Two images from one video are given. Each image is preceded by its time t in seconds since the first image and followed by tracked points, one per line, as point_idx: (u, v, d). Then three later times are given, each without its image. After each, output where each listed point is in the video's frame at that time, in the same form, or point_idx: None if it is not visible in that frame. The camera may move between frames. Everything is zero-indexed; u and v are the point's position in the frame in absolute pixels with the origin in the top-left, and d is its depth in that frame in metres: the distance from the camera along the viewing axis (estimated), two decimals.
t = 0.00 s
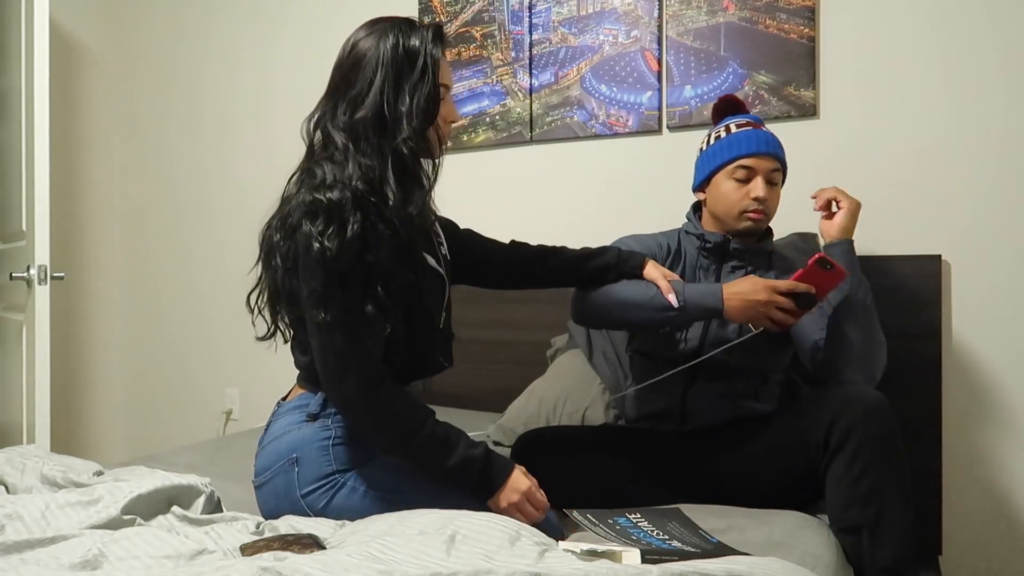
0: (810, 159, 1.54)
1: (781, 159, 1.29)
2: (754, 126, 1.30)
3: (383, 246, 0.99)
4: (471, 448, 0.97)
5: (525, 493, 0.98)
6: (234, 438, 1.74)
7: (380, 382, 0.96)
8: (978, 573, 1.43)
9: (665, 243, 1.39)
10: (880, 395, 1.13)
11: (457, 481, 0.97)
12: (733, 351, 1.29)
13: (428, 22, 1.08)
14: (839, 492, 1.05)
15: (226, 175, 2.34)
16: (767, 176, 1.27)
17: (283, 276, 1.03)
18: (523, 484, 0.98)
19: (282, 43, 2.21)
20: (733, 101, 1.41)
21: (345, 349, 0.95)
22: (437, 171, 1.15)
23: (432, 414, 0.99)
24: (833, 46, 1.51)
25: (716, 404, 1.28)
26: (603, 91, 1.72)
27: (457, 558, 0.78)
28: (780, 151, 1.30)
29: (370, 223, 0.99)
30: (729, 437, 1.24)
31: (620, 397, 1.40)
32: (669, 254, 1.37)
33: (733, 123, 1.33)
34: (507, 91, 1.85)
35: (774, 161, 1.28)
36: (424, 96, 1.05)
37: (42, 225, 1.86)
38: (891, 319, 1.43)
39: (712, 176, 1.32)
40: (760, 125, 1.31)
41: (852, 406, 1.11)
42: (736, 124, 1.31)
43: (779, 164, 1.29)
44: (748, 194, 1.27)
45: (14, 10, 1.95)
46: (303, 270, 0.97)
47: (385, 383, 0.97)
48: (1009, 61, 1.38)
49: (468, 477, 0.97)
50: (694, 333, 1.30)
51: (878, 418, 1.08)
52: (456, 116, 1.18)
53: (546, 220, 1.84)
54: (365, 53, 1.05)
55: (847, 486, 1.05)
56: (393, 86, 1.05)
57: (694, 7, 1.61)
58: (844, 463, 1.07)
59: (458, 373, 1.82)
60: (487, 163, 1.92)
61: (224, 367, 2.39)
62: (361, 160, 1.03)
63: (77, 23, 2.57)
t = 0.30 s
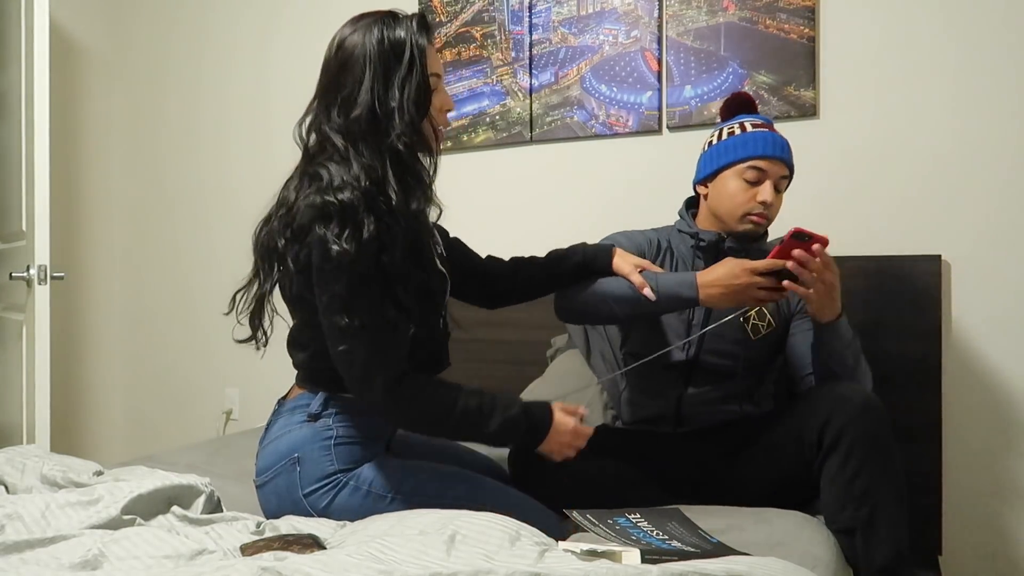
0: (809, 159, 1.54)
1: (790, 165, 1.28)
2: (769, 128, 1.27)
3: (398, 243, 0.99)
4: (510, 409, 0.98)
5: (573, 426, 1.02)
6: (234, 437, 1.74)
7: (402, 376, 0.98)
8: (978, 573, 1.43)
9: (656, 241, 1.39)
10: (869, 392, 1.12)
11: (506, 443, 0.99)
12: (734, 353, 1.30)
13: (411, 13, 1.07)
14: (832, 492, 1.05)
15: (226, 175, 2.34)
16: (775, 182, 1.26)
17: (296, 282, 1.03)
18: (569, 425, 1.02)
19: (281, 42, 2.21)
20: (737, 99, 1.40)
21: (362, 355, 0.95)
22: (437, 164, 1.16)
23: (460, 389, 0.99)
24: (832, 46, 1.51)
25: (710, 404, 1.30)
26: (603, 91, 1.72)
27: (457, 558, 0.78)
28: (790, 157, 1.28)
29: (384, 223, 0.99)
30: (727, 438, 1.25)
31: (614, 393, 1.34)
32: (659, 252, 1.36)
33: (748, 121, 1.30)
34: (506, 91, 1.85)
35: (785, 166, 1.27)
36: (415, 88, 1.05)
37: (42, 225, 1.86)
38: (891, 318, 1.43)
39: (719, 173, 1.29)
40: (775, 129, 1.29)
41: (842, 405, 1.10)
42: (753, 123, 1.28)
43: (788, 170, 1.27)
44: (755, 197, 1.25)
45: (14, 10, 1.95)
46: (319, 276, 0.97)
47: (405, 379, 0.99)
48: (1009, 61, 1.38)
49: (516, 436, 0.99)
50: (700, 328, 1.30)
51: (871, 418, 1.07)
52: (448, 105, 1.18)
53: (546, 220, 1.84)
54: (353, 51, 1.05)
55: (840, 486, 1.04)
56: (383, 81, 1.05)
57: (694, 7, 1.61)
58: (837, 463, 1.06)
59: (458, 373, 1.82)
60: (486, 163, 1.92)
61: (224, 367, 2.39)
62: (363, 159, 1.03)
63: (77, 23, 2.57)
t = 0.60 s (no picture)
0: (809, 159, 1.54)
1: (767, 162, 1.27)
2: (746, 124, 1.26)
3: (438, 237, 1.01)
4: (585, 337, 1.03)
5: (654, 319, 1.05)
6: (234, 437, 1.74)
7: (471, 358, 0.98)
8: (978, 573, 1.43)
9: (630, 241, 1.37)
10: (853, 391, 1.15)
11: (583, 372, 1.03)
12: (720, 355, 1.26)
13: (425, 7, 1.07)
14: (822, 498, 1.08)
15: (226, 175, 2.34)
16: (753, 179, 1.25)
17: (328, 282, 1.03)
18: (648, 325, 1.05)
19: (281, 42, 2.21)
20: (713, 90, 1.37)
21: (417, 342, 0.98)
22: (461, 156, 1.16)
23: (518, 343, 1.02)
24: (832, 46, 1.51)
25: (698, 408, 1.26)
26: (603, 91, 1.72)
27: (457, 558, 0.78)
28: (766, 152, 1.27)
29: (422, 218, 1.00)
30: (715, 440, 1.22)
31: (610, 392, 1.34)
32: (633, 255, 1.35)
33: (724, 116, 1.28)
34: (507, 91, 1.85)
35: (762, 163, 1.26)
36: (436, 81, 1.05)
37: (42, 225, 1.86)
38: (891, 318, 1.43)
39: (697, 170, 1.28)
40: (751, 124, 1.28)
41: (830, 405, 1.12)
42: (730, 118, 1.27)
43: (764, 166, 1.27)
44: (733, 195, 1.24)
45: (14, 10, 1.95)
46: (364, 274, 0.98)
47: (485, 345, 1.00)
48: (1009, 61, 1.38)
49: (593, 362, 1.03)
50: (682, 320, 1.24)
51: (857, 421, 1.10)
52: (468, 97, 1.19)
53: (546, 220, 1.84)
54: (370, 48, 1.05)
55: (829, 492, 1.08)
56: (402, 77, 1.04)
57: (694, 7, 1.61)
58: (824, 466, 1.09)
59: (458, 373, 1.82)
60: (486, 163, 1.92)
61: (224, 367, 2.39)
62: (390, 155, 1.03)
63: (77, 23, 2.57)
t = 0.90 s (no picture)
0: (809, 159, 1.54)
1: (771, 168, 1.28)
2: (752, 130, 1.25)
3: (450, 246, 1.01)
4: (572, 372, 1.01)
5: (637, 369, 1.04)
6: (234, 437, 1.74)
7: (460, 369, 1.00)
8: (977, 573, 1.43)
9: (625, 247, 1.35)
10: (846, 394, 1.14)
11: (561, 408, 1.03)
12: (722, 357, 1.24)
13: (454, 15, 1.09)
14: (820, 497, 1.06)
15: (226, 175, 2.34)
16: (761, 187, 1.26)
17: (333, 278, 1.03)
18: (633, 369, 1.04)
19: (281, 42, 2.21)
20: (704, 88, 1.34)
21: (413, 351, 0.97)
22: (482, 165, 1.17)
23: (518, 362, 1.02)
24: (832, 46, 1.51)
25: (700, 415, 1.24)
26: (603, 91, 1.72)
27: (457, 558, 0.78)
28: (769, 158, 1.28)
29: (436, 225, 1.00)
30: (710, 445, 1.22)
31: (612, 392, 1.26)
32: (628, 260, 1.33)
33: (730, 121, 1.26)
34: (507, 91, 1.85)
35: (768, 171, 1.27)
36: (460, 90, 1.07)
37: (43, 225, 1.86)
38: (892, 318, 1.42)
39: (703, 179, 1.26)
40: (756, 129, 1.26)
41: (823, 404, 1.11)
42: (738, 124, 1.25)
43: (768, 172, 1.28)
44: (742, 205, 1.25)
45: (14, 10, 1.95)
46: (369, 273, 0.98)
47: (473, 363, 1.01)
48: (1007, 62, 1.38)
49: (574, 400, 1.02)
50: (685, 324, 1.25)
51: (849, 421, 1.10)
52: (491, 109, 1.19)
53: (546, 220, 1.84)
54: (397, 53, 1.06)
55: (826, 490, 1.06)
56: (428, 83, 1.06)
57: (694, 7, 1.61)
58: (822, 466, 1.07)
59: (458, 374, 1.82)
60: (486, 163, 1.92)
61: (223, 367, 2.39)
62: (409, 159, 1.04)
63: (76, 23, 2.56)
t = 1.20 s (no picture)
0: (809, 159, 1.54)
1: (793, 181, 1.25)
2: (776, 141, 1.23)
3: (429, 263, 1.04)
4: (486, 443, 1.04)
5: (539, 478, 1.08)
6: (235, 437, 1.74)
7: (393, 393, 1.00)
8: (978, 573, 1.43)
9: (635, 247, 1.33)
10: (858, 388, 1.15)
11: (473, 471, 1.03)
12: (727, 364, 1.20)
13: (455, 29, 1.10)
14: (825, 497, 1.11)
15: (226, 174, 2.34)
16: (783, 202, 1.24)
17: (314, 284, 1.04)
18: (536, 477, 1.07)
19: (282, 42, 2.21)
20: (730, 89, 1.30)
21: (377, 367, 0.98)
22: (472, 174, 1.19)
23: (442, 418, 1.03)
24: (832, 46, 1.51)
25: (707, 420, 1.21)
26: (603, 91, 1.72)
27: (457, 558, 0.78)
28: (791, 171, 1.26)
29: (420, 241, 1.03)
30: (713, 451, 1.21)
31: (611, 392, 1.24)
32: (640, 262, 1.31)
33: (753, 130, 1.23)
34: (507, 91, 1.85)
35: (790, 184, 1.24)
36: (458, 105, 1.08)
37: (43, 224, 1.86)
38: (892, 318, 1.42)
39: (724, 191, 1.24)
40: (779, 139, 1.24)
41: (831, 405, 1.13)
42: (761, 134, 1.23)
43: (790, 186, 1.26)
44: (763, 220, 1.22)
45: (14, 10, 1.95)
46: (349, 284, 0.99)
47: (395, 397, 1.00)
48: (1007, 62, 1.38)
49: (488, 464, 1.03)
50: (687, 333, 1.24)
51: (853, 419, 1.12)
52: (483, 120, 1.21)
53: (546, 220, 1.84)
54: (397, 65, 1.07)
55: (830, 492, 1.11)
56: (428, 98, 1.07)
57: (694, 7, 1.61)
58: (828, 467, 1.12)
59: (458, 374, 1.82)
60: (487, 163, 1.91)
61: (224, 367, 2.39)
62: (403, 171, 1.05)
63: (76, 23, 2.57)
